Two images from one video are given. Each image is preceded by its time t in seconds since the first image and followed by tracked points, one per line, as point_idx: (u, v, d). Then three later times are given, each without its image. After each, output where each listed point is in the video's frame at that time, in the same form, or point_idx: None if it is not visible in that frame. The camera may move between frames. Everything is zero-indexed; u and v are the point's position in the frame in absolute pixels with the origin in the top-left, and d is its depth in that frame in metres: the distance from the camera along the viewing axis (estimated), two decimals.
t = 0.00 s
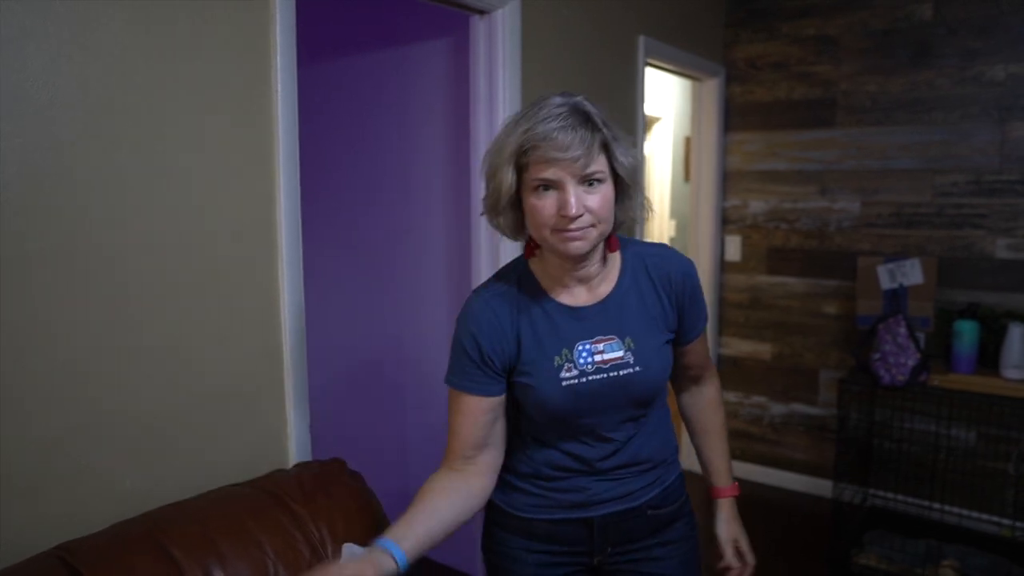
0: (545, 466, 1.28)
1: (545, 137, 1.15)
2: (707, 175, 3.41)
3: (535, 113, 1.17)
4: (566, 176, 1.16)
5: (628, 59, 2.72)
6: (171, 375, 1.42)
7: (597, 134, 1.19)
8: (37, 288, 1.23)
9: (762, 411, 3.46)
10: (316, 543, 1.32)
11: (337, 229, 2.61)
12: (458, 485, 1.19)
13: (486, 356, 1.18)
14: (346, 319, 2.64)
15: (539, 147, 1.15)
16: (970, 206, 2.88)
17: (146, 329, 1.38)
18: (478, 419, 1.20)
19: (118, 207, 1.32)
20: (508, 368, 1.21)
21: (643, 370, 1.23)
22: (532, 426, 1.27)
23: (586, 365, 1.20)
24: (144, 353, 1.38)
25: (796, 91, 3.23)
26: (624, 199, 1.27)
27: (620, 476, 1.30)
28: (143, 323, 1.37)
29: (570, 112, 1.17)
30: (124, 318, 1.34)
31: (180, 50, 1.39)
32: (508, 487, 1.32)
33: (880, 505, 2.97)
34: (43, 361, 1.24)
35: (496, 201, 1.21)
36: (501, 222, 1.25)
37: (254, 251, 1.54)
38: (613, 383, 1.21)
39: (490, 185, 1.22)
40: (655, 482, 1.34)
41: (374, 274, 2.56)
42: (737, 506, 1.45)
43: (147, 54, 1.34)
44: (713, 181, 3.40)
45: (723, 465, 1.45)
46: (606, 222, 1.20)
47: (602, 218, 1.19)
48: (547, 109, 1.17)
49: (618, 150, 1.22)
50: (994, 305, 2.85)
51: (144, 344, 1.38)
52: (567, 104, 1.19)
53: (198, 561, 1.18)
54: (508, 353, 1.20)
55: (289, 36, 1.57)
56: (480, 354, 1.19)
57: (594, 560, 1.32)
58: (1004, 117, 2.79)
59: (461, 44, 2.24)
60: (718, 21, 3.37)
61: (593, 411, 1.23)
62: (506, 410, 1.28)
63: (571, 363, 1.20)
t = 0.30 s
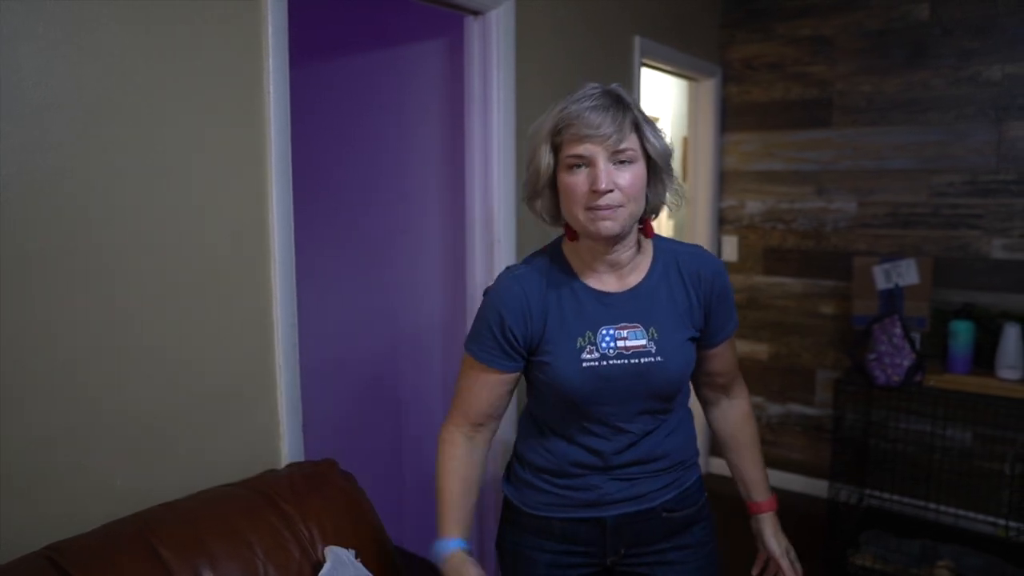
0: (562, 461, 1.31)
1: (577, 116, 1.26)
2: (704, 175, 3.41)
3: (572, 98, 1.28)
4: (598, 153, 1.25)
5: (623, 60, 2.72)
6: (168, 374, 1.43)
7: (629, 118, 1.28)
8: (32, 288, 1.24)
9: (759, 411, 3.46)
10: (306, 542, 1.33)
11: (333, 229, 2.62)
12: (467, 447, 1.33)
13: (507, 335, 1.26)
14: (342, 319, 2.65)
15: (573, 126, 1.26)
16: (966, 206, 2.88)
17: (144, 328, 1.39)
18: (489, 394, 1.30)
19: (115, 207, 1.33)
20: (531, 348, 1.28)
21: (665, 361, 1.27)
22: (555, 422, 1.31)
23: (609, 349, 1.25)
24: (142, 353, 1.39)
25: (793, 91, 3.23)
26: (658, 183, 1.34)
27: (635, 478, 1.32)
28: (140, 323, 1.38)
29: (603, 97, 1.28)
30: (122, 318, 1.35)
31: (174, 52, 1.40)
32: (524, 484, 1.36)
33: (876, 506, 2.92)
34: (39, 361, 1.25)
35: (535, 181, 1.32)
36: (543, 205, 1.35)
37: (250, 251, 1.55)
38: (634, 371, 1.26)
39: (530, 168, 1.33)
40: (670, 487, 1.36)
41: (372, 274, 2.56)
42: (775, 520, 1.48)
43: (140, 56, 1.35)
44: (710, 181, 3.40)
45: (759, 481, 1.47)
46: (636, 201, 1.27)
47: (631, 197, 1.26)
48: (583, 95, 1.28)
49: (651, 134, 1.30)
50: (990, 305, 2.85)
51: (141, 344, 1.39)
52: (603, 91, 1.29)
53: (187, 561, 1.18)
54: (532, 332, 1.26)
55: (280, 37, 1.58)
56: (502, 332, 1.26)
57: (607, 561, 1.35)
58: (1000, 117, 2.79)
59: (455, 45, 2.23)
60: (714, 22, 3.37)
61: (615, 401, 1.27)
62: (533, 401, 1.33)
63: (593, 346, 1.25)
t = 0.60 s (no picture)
0: (561, 459, 1.32)
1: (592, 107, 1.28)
2: (701, 175, 3.40)
3: (588, 91, 1.31)
4: (609, 146, 1.27)
5: (619, 61, 2.72)
6: (161, 375, 1.43)
7: (643, 112, 1.30)
8: (23, 288, 1.23)
9: (756, 412, 3.46)
10: (297, 543, 1.33)
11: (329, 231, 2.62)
12: (493, 433, 1.39)
13: (513, 326, 1.28)
14: (338, 319, 2.65)
15: (587, 116, 1.28)
16: (962, 206, 2.88)
17: (137, 328, 1.39)
18: (509, 388, 1.35)
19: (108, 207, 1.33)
20: (537, 341, 1.29)
21: (667, 360, 1.26)
22: (558, 420, 1.32)
23: (610, 345, 1.25)
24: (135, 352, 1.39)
25: (789, 91, 3.23)
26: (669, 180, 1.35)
27: (633, 482, 1.31)
28: (133, 322, 1.38)
29: (618, 91, 1.30)
30: (114, 318, 1.35)
31: (166, 52, 1.40)
32: (524, 486, 1.38)
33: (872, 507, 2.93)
34: (30, 361, 1.25)
35: (549, 171, 1.34)
36: (555, 197, 1.37)
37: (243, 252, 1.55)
38: (634, 368, 1.25)
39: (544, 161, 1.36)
40: (670, 492, 1.34)
41: (368, 274, 2.56)
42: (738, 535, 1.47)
43: (132, 57, 1.35)
44: (707, 181, 3.39)
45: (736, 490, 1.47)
46: (646, 194, 1.29)
47: (640, 191, 1.28)
48: (599, 88, 1.31)
49: (664, 130, 1.31)
50: (986, 305, 2.85)
51: (134, 344, 1.39)
52: (619, 86, 1.32)
53: (177, 562, 1.18)
54: (537, 324, 1.28)
55: (273, 38, 1.58)
56: (509, 324, 1.28)
57: (602, 564, 1.34)
58: (996, 118, 2.79)
59: (451, 45, 2.23)
60: (711, 22, 3.37)
61: (617, 399, 1.27)
62: (539, 397, 1.34)
63: (595, 340, 1.26)
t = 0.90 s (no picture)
0: (551, 457, 1.33)
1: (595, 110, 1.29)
2: (700, 176, 3.41)
3: (593, 92, 1.32)
4: (612, 148, 1.29)
5: (618, 62, 2.72)
6: (158, 375, 1.44)
7: (646, 116, 1.31)
8: (19, 289, 1.24)
9: (754, 412, 3.46)
10: (292, 544, 1.34)
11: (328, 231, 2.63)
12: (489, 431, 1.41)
13: (508, 318, 1.31)
14: (336, 319, 2.66)
15: (591, 117, 1.29)
16: (960, 207, 2.88)
17: (136, 328, 1.40)
18: (503, 386, 1.37)
19: (101, 208, 1.33)
20: (532, 336, 1.32)
21: (656, 360, 1.26)
22: (550, 416, 1.34)
23: (600, 341, 1.26)
24: (132, 353, 1.40)
25: (788, 92, 3.23)
26: (669, 184, 1.36)
27: (621, 483, 1.31)
28: (129, 323, 1.39)
29: (621, 94, 1.31)
30: (111, 319, 1.36)
31: (162, 54, 1.41)
32: (515, 487, 1.39)
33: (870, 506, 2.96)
34: (27, 361, 1.26)
35: (550, 170, 1.35)
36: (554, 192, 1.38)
37: (240, 253, 1.56)
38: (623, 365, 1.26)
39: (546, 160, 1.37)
40: (659, 497, 1.34)
41: (366, 275, 2.57)
42: (731, 547, 1.43)
43: (129, 59, 1.36)
44: (706, 181, 3.39)
45: (734, 501, 1.44)
46: (645, 197, 1.30)
47: (640, 194, 1.29)
48: (603, 90, 1.32)
49: (667, 134, 1.32)
50: (984, 306, 2.85)
51: (131, 345, 1.39)
52: (624, 89, 1.33)
53: (172, 563, 1.19)
54: (531, 318, 1.30)
55: (270, 39, 1.58)
56: (505, 317, 1.31)
57: (587, 566, 1.35)
58: (993, 119, 2.79)
59: (449, 45, 2.23)
60: (710, 22, 3.37)
61: (609, 397, 1.28)
62: (533, 394, 1.36)
63: (586, 336, 1.27)
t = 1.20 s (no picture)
0: (546, 458, 1.33)
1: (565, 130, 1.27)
2: (700, 176, 3.41)
3: (565, 107, 1.29)
4: (586, 167, 1.27)
5: (617, 62, 2.72)
6: (157, 376, 1.44)
7: (620, 125, 1.26)
8: (17, 289, 1.24)
9: (754, 412, 3.46)
10: (291, 544, 1.34)
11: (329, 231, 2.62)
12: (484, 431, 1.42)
13: (503, 316, 1.32)
14: (336, 319, 2.66)
15: (561, 139, 1.28)
16: (959, 208, 2.88)
17: (135, 329, 1.40)
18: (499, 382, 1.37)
19: (99, 208, 1.33)
20: (526, 334, 1.33)
21: (649, 357, 1.26)
22: (544, 416, 1.34)
23: (593, 338, 1.26)
24: (130, 354, 1.40)
25: (787, 93, 3.23)
26: (658, 189, 1.32)
27: (613, 485, 1.31)
28: (127, 323, 1.39)
29: (592, 106, 1.27)
30: (109, 319, 1.36)
31: (160, 54, 1.40)
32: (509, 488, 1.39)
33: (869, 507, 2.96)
34: (26, 361, 1.26)
35: (536, 187, 1.37)
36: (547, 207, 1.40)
37: (239, 254, 1.56)
38: (615, 362, 1.25)
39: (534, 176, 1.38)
40: (652, 501, 1.33)
41: (366, 275, 2.57)
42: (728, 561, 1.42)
43: (127, 60, 1.36)
44: (706, 181, 3.39)
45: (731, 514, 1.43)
46: (629, 211, 1.29)
47: (621, 205, 1.28)
48: (575, 103, 1.29)
49: (645, 138, 1.27)
50: (983, 307, 2.85)
51: (130, 345, 1.39)
52: (599, 95, 1.28)
53: (171, 562, 1.19)
54: (526, 316, 1.31)
55: (269, 38, 1.58)
56: (501, 315, 1.32)
57: (580, 570, 1.34)
58: (992, 119, 2.79)
59: (448, 45, 2.23)
60: (710, 22, 3.37)
61: (603, 397, 1.28)
62: (528, 395, 1.36)
63: (579, 333, 1.27)
